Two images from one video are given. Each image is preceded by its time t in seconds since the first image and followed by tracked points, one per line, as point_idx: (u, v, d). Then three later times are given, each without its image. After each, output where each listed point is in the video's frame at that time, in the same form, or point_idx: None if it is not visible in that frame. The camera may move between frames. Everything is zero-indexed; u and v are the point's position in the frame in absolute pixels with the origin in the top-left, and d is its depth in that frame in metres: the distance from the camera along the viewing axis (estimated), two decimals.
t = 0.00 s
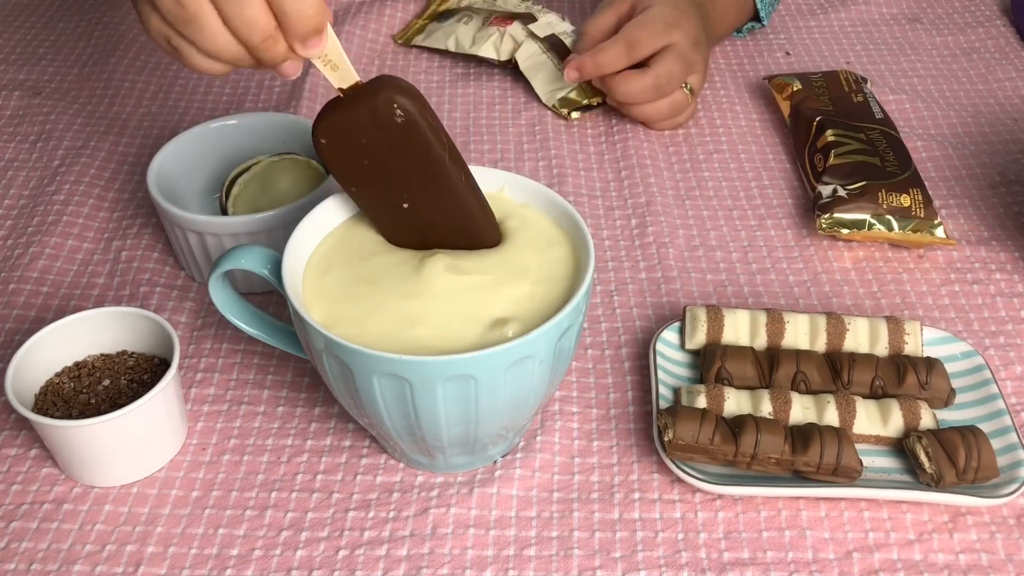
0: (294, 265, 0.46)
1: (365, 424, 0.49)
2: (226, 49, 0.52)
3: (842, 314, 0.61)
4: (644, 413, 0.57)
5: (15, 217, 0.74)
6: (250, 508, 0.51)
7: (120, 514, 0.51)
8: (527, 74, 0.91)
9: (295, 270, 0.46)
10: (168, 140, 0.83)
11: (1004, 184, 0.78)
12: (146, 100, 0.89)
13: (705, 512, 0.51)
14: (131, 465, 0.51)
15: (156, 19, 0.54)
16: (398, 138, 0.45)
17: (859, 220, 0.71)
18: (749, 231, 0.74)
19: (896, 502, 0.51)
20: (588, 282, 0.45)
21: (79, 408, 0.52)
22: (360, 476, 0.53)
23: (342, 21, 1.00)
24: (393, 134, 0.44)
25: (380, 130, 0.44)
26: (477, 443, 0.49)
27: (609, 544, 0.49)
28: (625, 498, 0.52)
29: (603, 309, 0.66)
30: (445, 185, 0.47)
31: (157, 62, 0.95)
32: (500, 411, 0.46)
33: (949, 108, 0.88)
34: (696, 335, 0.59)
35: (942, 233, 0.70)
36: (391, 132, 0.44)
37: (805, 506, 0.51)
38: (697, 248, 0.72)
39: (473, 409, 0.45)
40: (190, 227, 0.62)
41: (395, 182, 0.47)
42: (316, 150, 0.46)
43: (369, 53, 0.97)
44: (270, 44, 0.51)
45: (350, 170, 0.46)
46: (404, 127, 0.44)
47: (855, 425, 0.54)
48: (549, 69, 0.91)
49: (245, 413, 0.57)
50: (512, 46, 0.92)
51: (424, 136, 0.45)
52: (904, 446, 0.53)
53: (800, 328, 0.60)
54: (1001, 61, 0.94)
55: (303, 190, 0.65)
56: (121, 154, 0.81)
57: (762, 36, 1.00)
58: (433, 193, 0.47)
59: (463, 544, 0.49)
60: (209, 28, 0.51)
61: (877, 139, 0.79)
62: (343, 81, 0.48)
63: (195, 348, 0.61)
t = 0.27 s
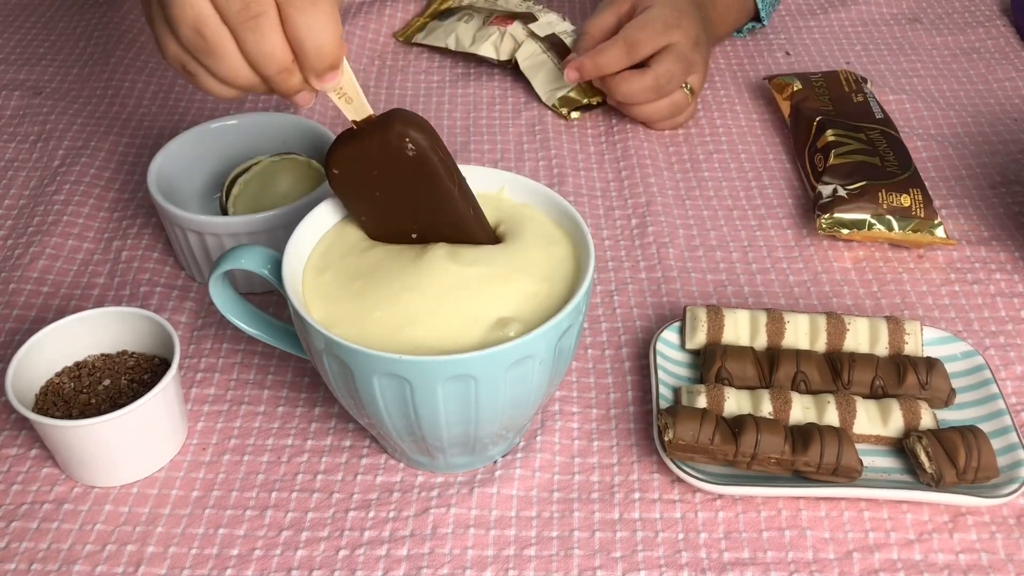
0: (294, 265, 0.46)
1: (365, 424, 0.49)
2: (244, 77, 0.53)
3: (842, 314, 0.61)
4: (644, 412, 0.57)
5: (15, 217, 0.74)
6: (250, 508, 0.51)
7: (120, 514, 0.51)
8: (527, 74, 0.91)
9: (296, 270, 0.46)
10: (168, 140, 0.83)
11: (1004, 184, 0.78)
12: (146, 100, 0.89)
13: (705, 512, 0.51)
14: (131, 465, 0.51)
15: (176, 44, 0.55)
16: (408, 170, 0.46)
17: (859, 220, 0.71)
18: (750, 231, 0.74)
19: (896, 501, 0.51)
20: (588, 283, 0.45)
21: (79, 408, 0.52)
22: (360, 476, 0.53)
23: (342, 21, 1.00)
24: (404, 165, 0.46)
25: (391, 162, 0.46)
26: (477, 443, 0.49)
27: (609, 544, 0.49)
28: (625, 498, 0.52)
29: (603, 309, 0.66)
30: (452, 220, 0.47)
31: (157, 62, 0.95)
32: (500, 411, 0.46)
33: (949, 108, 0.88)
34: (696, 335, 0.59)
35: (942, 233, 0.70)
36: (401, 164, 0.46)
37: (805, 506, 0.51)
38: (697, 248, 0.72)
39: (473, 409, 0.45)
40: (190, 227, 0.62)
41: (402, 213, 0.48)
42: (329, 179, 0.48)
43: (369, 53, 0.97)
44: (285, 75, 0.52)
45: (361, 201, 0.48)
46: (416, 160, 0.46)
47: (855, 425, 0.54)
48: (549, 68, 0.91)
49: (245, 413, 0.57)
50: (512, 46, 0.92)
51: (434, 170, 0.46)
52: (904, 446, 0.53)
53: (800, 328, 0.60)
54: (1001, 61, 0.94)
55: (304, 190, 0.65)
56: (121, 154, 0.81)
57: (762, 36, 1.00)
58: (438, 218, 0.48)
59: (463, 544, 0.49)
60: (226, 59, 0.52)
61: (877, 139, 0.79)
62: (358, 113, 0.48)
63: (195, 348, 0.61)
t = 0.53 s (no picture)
0: (294, 265, 0.46)
1: (365, 424, 0.49)
2: (246, 96, 0.51)
3: (842, 314, 0.61)
4: (644, 412, 0.57)
5: (15, 217, 0.74)
6: (250, 508, 0.51)
7: (120, 514, 0.51)
8: (527, 74, 0.91)
9: (296, 270, 0.46)
10: (168, 140, 0.83)
11: (1004, 184, 0.78)
12: (146, 100, 0.89)
13: (705, 512, 0.51)
14: (131, 464, 0.51)
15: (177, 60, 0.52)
16: (410, 187, 0.47)
17: (859, 220, 0.71)
18: (750, 231, 0.74)
19: (896, 501, 0.51)
20: (588, 283, 0.45)
21: (79, 408, 0.52)
22: (360, 476, 0.53)
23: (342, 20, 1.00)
24: (406, 182, 0.47)
25: (393, 179, 0.47)
26: (477, 443, 0.49)
27: (609, 544, 0.50)
28: (625, 498, 0.52)
29: (603, 309, 0.66)
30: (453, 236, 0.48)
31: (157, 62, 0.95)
32: (500, 411, 0.46)
33: (949, 108, 0.88)
34: (696, 335, 0.59)
35: (942, 233, 0.70)
36: (404, 181, 0.47)
37: (805, 506, 0.51)
38: (697, 248, 0.72)
39: (473, 409, 0.45)
40: (191, 227, 0.62)
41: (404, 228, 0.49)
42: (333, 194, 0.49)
43: (369, 53, 0.97)
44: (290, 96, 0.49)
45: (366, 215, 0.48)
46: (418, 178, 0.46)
47: (855, 424, 0.54)
48: (549, 68, 0.91)
49: (245, 413, 0.57)
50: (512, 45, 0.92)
51: (436, 187, 0.47)
52: (904, 446, 0.53)
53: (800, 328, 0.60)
54: (1001, 61, 0.94)
55: (304, 190, 0.65)
56: (121, 154, 0.81)
57: (762, 36, 1.00)
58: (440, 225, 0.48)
59: (463, 544, 0.49)
60: (229, 77, 0.49)
61: (877, 139, 0.79)
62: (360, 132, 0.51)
63: (195, 348, 0.61)
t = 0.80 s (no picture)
0: (294, 265, 0.46)
1: (365, 424, 0.49)
2: (221, 89, 0.53)
3: (842, 314, 0.61)
4: (644, 412, 0.57)
5: (15, 217, 0.74)
6: (250, 508, 0.51)
7: (120, 514, 0.51)
8: (527, 75, 0.91)
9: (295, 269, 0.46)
10: (168, 140, 0.83)
11: (1003, 184, 0.78)
12: (147, 100, 0.89)
13: (705, 512, 0.51)
14: (131, 464, 0.51)
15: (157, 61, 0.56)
16: (399, 178, 0.47)
17: (860, 220, 0.71)
18: (750, 231, 0.74)
19: (896, 501, 0.51)
20: (588, 282, 0.45)
21: (79, 408, 0.52)
22: (361, 476, 0.53)
23: (343, 21, 1.00)
24: (395, 173, 0.47)
25: (382, 171, 0.47)
26: (477, 443, 0.49)
27: (609, 544, 0.49)
28: (625, 498, 0.52)
29: (603, 308, 0.66)
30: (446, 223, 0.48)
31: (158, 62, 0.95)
32: (500, 411, 0.46)
33: (949, 108, 0.88)
34: (696, 335, 0.59)
35: (942, 233, 0.70)
36: (392, 171, 0.47)
37: (805, 506, 0.51)
38: (697, 248, 0.72)
39: (473, 409, 0.45)
40: (190, 227, 0.62)
41: (397, 220, 0.48)
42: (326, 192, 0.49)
43: (369, 53, 0.97)
44: (257, 83, 0.51)
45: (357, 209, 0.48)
46: (407, 168, 0.47)
47: (855, 425, 0.54)
48: (549, 68, 0.90)
49: (245, 413, 0.57)
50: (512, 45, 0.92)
51: (425, 174, 0.47)
52: (904, 446, 0.54)
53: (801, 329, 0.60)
54: (1001, 61, 0.94)
55: (304, 190, 0.65)
56: (121, 154, 0.81)
57: (763, 36, 1.00)
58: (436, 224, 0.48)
59: (463, 544, 0.49)
60: (200, 70, 0.52)
61: (877, 139, 0.79)
62: (349, 125, 0.49)
63: (195, 348, 0.61)
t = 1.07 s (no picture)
0: (293, 265, 0.46)
1: (366, 424, 0.49)
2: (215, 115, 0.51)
3: (842, 314, 0.61)
4: (644, 412, 0.57)
5: (15, 217, 0.74)
6: (250, 508, 0.51)
7: (120, 514, 0.51)
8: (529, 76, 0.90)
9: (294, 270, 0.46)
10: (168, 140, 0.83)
11: (1003, 183, 0.78)
12: (147, 100, 0.89)
13: (705, 512, 0.51)
14: (131, 464, 0.51)
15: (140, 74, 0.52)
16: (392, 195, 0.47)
17: (860, 220, 0.71)
18: (750, 231, 0.74)
19: (896, 501, 0.51)
20: (587, 282, 0.45)
21: (79, 408, 0.52)
22: (361, 476, 0.53)
23: (343, 22, 1.00)
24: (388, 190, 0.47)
25: (375, 188, 0.47)
26: (477, 443, 0.49)
27: (608, 544, 0.50)
28: (625, 498, 0.52)
29: (603, 308, 0.66)
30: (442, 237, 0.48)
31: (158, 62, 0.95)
32: (501, 411, 0.46)
33: (950, 108, 0.88)
34: (696, 334, 0.59)
35: (943, 233, 0.70)
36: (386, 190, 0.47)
37: (805, 506, 0.51)
38: (697, 248, 0.72)
39: (472, 409, 0.45)
40: (190, 227, 0.62)
41: (394, 230, 0.48)
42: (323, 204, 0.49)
43: (369, 53, 0.97)
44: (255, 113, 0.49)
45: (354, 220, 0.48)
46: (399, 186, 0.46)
47: (855, 424, 0.54)
48: (550, 68, 0.90)
49: (245, 413, 0.57)
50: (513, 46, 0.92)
51: (418, 193, 0.46)
52: (904, 446, 0.53)
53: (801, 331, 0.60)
54: (1002, 61, 0.94)
55: (304, 190, 0.65)
56: (121, 154, 0.81)
57: (763, 36, 1.00)
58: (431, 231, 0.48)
59: (463, 544, 0.49)
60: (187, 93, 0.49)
61: (877, 139, 0.79)
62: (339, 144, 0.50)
63: (195, 348, 0.61)
